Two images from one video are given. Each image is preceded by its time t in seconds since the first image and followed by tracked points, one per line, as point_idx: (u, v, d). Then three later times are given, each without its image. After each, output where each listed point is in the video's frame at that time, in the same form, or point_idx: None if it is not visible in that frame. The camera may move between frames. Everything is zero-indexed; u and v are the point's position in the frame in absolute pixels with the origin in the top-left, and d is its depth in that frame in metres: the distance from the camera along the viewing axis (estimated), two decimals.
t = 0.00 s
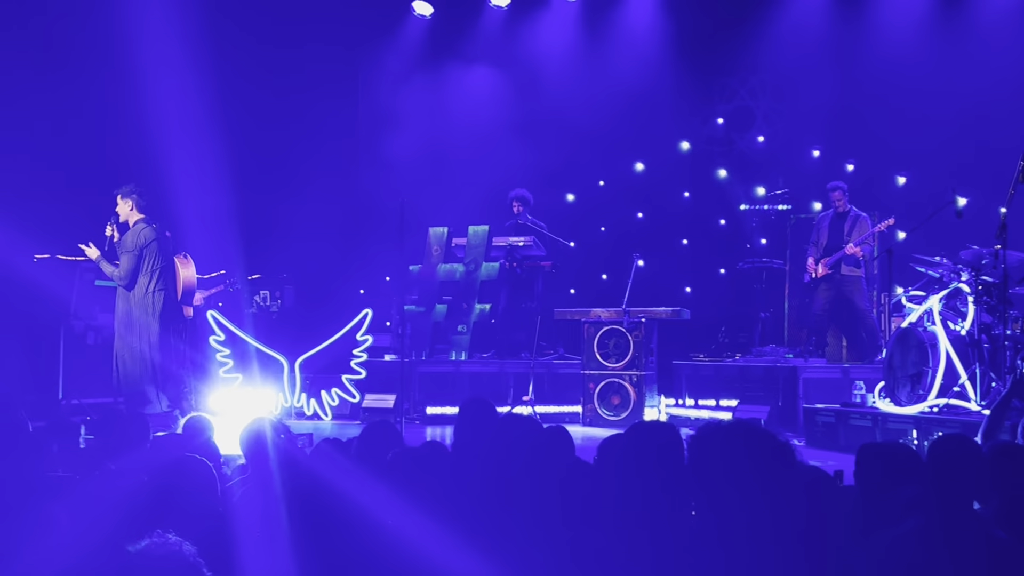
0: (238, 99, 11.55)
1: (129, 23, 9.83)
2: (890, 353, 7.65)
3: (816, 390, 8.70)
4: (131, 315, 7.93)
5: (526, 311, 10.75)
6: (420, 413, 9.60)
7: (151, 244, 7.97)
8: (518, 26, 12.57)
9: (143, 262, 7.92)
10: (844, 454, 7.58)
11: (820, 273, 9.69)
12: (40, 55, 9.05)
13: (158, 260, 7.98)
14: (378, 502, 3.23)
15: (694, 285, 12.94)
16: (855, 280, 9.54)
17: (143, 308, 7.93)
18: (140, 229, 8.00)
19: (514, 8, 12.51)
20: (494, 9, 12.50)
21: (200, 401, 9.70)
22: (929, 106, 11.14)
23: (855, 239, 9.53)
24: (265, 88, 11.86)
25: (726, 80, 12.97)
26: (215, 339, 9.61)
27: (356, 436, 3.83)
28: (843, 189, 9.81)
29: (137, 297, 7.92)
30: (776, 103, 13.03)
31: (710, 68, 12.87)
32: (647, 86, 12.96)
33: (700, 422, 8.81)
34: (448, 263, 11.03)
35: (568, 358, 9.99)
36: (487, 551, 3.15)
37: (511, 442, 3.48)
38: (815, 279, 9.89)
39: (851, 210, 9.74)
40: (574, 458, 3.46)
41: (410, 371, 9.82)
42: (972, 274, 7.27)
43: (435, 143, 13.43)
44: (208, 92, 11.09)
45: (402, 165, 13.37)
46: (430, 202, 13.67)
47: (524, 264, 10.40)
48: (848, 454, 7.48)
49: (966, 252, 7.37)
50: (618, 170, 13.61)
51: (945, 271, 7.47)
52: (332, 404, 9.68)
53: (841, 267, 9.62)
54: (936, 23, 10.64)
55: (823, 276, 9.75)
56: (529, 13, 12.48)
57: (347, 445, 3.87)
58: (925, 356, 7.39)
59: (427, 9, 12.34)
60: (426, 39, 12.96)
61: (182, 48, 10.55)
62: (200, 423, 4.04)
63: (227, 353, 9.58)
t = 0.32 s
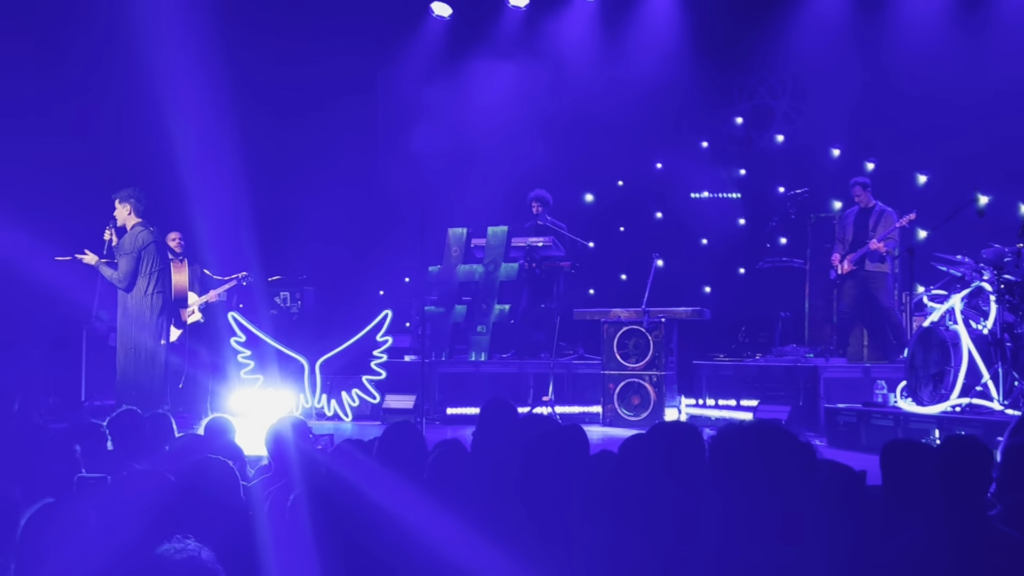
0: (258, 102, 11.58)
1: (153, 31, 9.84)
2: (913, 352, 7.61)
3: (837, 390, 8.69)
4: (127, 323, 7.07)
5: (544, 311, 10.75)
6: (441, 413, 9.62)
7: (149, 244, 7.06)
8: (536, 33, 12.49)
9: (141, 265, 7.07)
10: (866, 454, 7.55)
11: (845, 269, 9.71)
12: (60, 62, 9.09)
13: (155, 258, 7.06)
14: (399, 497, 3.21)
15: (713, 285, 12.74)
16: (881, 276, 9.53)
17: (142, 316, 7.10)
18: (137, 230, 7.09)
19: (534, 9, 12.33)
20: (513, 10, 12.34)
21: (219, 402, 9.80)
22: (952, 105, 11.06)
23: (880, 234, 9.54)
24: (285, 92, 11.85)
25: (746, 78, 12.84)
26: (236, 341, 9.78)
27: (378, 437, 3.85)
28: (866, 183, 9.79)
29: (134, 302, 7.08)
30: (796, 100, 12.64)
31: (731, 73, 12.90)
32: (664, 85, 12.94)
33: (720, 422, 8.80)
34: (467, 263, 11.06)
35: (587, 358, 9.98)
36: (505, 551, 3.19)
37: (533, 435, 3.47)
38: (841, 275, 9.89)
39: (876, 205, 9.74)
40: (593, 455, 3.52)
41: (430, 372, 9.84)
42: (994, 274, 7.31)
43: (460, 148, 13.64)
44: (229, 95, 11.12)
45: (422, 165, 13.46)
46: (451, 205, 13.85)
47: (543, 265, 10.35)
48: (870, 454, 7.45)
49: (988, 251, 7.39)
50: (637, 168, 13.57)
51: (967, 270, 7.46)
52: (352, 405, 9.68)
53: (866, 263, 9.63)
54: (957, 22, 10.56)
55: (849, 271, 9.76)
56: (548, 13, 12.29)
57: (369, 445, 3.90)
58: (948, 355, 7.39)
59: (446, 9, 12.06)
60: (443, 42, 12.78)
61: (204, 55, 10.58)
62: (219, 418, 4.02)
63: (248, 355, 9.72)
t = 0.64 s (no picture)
0: (283, 102, 11.63)
1: (167, 33, 9.97)
2: (939, 351, 7.55)
3: (864, 389, 8.66)
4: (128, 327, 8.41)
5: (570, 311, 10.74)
6: (466, 414, 9.64)
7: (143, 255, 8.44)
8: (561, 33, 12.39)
9: (136, 273, 8.39)
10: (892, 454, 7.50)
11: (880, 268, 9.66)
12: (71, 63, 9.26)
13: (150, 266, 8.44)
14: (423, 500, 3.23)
15: (738, 284, 12.85)
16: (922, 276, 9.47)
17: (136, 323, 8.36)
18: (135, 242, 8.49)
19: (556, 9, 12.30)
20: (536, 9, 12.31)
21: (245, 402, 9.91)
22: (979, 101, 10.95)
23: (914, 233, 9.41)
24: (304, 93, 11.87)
25: (769, 77, 12.72)
26: (262, 341, 9.91)
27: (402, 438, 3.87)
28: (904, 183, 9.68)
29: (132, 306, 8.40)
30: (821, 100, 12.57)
31: (755, 69, 12.74)
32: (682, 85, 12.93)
33: (745, 422, 8.78)
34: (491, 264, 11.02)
35: (612, 358, 9.96)
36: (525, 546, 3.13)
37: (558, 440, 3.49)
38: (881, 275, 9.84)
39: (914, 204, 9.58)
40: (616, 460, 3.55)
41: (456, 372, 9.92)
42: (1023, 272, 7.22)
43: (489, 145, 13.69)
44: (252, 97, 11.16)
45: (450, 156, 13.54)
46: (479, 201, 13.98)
47: (568, 264, 10.19)
48: (896, 454, 7.40)
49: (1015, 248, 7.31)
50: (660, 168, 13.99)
51: (994, 267, 7.39)
52: (377, 404, 9.78)
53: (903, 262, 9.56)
54: (983, 17, 10.45)
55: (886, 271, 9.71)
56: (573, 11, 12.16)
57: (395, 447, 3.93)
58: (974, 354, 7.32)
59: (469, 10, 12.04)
60: (468, 40, 12.70)
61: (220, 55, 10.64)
62: (247, 419, 4.07)
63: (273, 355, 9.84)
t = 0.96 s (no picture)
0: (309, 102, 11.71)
1: (199, 32, 10.05)
2: (971, 350, 7.48)
3: (894, 386, 8.61)
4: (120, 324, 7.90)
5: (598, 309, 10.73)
6: (494, 413, 9.65)
7: (139, 250, 8.01)
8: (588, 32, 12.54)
9: (129, 267, 7.93)
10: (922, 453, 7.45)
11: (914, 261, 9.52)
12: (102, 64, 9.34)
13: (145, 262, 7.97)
14: (450, 500, 3.21)
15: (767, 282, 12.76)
16: (956, 269, 9.25)
17: (128, 317, 7.87)
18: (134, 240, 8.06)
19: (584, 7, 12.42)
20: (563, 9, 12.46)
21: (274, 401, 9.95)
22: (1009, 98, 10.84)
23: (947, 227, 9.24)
24: (329, 92, 12.02)
25: (798, 74, 12.31)
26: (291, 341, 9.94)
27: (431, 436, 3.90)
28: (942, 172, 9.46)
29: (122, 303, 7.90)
30: (850, 96, 12.08)
31: (783, 65, 12.39)
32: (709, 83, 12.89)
33: (774, 421, 8.74)
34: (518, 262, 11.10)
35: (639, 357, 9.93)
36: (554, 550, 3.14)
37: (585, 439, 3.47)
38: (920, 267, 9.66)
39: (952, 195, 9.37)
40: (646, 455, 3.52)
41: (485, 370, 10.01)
42: None
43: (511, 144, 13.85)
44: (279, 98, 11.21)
45: (475, 149, 13.73)
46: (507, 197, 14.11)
47: (595, 263, 10.16)
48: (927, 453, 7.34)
49: None
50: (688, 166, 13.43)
51: None
52: (406, 403, 9.79)
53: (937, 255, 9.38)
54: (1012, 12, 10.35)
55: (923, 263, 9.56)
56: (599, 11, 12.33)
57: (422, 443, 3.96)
58: (1006, 352, 7.25)
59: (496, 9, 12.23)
60: (495, 42, 13.02)
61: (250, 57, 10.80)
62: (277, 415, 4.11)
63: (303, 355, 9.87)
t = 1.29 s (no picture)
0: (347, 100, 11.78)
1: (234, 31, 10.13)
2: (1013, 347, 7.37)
3: (934, 385, 8.42)
4: (130, 315, 7.95)
5: (636, 307, 10.70)
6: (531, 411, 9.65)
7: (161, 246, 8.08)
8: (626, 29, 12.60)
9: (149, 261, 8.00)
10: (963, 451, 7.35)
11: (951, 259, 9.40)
12: (141, 64, 9.43)
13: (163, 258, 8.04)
14: (490, 499, 3.20)
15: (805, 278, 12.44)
16: (990, 268, 9.14)
17: (138, 308, 7.91)
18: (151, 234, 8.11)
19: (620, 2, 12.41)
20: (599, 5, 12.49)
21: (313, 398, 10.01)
22: None
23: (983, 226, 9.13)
24: (366, 89, 12.09)
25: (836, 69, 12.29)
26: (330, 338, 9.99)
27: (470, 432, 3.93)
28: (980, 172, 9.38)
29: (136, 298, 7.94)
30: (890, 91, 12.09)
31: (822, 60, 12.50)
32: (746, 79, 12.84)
33: (814, 419, 8.66)
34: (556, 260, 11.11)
35: (677, 355, 9.89)
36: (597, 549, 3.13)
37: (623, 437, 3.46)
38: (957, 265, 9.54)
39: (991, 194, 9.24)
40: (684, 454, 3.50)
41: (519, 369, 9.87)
42: None
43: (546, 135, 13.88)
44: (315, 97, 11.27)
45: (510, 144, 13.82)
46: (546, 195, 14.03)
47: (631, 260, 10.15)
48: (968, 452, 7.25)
49: None
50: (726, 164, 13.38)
51: None
52: (443, 401, 9.75)
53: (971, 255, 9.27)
54: None
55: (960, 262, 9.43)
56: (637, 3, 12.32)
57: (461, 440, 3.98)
58: None
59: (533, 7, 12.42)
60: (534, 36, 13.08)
61: (287, 51, 10.95)
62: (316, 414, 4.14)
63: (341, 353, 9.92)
